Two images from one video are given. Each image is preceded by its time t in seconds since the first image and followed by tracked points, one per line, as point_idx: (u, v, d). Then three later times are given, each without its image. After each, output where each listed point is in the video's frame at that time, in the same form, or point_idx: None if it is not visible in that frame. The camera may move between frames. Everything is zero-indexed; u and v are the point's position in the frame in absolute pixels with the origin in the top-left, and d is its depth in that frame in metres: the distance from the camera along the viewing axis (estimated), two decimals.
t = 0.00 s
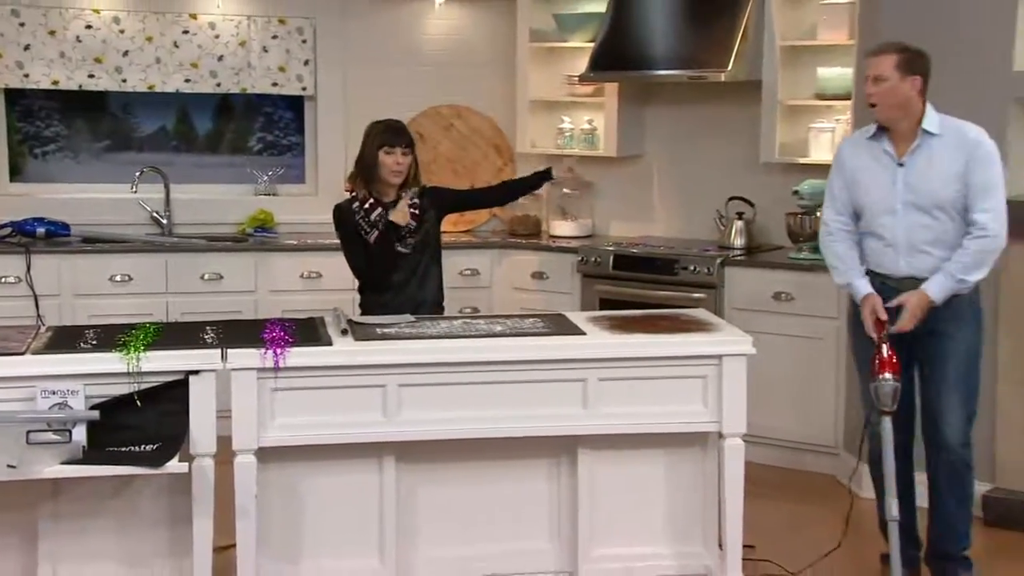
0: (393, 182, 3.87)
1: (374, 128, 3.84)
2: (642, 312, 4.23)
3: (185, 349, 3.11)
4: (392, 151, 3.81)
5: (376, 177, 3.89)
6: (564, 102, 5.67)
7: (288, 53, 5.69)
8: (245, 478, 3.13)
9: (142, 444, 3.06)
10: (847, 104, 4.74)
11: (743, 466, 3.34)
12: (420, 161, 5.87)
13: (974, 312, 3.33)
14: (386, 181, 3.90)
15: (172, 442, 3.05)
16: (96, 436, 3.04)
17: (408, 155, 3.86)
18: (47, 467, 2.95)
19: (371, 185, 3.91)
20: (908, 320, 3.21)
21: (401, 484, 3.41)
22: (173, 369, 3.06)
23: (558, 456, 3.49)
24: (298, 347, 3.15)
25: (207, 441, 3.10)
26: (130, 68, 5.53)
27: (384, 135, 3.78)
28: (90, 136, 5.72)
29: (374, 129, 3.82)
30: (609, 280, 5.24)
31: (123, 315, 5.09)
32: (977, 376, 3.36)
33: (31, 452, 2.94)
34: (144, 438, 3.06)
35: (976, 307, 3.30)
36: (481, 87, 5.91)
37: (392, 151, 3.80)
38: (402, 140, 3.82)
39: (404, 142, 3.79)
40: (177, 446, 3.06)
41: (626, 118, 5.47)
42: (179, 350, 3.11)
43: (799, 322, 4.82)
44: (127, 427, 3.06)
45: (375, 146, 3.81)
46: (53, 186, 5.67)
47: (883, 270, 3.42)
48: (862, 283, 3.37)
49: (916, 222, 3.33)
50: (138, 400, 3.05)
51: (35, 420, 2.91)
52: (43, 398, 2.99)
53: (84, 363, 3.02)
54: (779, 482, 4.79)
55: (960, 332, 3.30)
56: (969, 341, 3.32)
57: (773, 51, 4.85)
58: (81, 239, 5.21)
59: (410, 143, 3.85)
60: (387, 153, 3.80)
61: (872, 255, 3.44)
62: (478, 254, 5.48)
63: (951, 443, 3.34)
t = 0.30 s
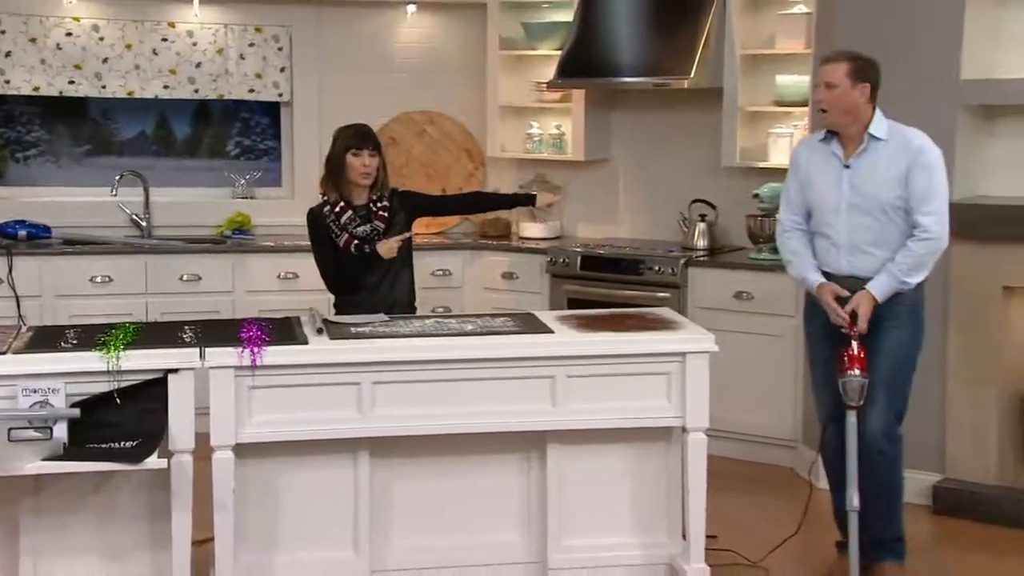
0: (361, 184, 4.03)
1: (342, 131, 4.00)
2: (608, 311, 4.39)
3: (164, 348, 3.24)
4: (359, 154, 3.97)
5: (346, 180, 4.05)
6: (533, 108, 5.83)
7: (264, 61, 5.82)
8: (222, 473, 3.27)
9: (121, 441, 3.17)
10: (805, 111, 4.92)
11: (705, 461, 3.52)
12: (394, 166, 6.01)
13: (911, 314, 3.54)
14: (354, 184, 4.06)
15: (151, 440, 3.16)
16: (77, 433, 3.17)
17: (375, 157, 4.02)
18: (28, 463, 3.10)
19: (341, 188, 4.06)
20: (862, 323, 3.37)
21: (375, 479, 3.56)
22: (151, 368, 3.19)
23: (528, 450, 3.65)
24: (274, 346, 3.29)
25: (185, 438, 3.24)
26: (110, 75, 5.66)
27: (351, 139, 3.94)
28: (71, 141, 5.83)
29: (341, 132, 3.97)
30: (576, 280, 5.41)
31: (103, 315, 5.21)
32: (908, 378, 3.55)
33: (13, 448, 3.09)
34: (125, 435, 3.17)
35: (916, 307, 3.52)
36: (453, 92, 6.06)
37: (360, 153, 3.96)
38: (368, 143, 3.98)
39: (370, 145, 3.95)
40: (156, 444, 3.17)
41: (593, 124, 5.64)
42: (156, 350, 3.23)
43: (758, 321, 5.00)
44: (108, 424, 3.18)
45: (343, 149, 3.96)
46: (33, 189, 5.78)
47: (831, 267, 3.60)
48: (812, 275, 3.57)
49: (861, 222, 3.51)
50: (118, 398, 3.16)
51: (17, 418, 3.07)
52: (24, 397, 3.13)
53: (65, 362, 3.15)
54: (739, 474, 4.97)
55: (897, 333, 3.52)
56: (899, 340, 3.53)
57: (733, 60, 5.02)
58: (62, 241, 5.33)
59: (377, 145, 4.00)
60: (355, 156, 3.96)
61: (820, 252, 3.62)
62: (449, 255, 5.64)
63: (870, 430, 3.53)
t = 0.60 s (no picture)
0: (335, 188, 4.17)
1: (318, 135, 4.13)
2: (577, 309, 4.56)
3: (145, 347, 3.37)
4: (334, 159, 4.10)
5: (320, 182, 4.19)
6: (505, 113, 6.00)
7: (243, 67, 5.95)
8: (202, 468, 3.40)
9: (103, 436, 3.31)
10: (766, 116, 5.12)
11: (672, 453, 3.69)
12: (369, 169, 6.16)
13: (871, 315, 3.70)
14: (329, 188, 4.20)
15: (133, 434, 3.31)
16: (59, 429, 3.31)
17: (350, 162, 4.16)
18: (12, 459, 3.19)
19: (316, 190, 4.20)
20: (834, 318, 3.45)
21: (352, 474, 3.72)
22: (132, 366, 3.33)
23: (500, 445, 3.81)
24: (253, 344, 3.44)
25: (166, 434, 3.37)
26: (93, 80, 5.78)
27: (327, 144, 4.07)
28: (54, 145, 5.94)
29: (318, 137, 4.11)
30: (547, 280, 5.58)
31: (85, 315, 5.33)
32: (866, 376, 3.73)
33: None
34: (106, 431, 3.31)
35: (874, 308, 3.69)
36: (426, 97, 6.22)
37: (334, 159, 4.10)
38: (343, 149, 4.11)
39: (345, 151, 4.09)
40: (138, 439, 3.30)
41: (563, 128, 5.80)
42: (136, 347, 3.37)
43: (722, 318, 5.19)
44: (89, 420, 3.32)
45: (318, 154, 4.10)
46: (16, 192, 5.88)
47: (801, 267, 3.69)
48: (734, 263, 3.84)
49: (830, 223, 3.61)
50: (100, 395, 3.30)
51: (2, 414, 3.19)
52: (7, 394, 3.25)
53: (48, 360, 3.28)
54: (704, 466, 5.16)
55: (853, 331, 3.69)
56: (859, 342, 3.70)
57: (698, 67, 5.19)
58: (45, 242, 5.44)
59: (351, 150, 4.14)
60: (329, 161, 4.09)
61: (790, 252, 3.72)
62: (423, 256, 5.79)
63: (832, 429, 3.73)
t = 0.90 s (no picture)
0: (312, 189, 4.31)
1: (295, 139, 4.27)
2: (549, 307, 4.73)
3: (127, 345, 3.50)
4: (310, 161, 4.24)
5: (298, 185, 4.32)
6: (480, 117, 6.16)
7: (224, 72, 6.11)
8: (184, 461, 3.52)
9: (87, 432, 3.45)
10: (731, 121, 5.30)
11: (641, 445, 3.84)
12: (347, 171, 6.30)
13: (836, 314, 3.89)
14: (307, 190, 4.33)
15: (116, 430, 3.46)
16: (44, 424, 3.44)
17: (326, 163, 4.30)
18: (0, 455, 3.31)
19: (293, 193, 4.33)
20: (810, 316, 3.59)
21: (330, 468, 3.87)
22: (116, 364, 3.46)
23: (475, 439, 3.98)
24: (235, 342, 3.58)
25: (149, 430, 3.50)
26: (77, 85, 5.91)
27: (303, 147, 4.21)
28: (39, 148, 6.05)
29: (295, 140, 4.25)
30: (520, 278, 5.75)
31: (70, 314, 5.45)
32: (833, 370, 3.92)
33: None
34: (91, 426, 3.45)
35: (839, 307, 3.87)
36: (402, 101, 6.38)
37: (311, 160, 4.24)
38: (320, 151, 4.25)
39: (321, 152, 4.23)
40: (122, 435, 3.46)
41: (536, 132, 5.98)
42: (119, 346, 3.50)
43: (689, 315, 5.37)
44: (74, 416, 3.45)
45: (295, 156, 4.23)
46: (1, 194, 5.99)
47: (775, 265, 3.84)
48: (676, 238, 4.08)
49: (807, 224, 3.77)
50: (84, 392, 3.44)
51: None
52: None
53: (33, 359, 3.40)
54: (672, 459, 5.33)
55: (816, 329, 3.87)
56: (828, 340, 3.89)
57: (666, 73, 5.38)
58: (31, 243, 5.56)
59: (328, 152, 4.28)
60: (306, 162, 4.23)
61: (764, 251, 3.87)
62: (400, 256, 5.95)
63: (803, 422, 3.94)
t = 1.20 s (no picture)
0: (296, 180, 4.45)
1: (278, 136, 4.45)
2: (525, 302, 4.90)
3: (114, 340, 3.63)
4: (292, 152, 4.40)
5: (283, 179, 4.48)
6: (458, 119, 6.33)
7: (209, 76, 6.26)
8: (172, 454, 3.67)
9: (76, 426, 3.57)
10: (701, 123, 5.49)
11: (615, 437, 4.03)
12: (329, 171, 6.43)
13: (804, 312, 4.05)
14: (292, 183, 4.48)
15: (105, 423, 3.57)
16: (34, 418, 3.56)
17: (308, 155, 4.45)
18: None
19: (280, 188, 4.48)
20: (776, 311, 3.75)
21: (315, 459, 4.03)
22: (102, 359, 3.59)
23: (454, 431, 4.14)
24: (221, 337, 3.72)
25: (137, 423, 3.65)
26: (66, 89, 6.04)
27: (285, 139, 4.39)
28: (29, 149, 6.18)
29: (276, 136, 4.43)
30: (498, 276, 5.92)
31: (59, 311, 5.59)
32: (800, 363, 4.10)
33: None
34: (80, 420, 3.57)
35: (806, 306, 4.03)
36: (383, 104, 6.55)
37: (292, 151, 4.40)
38: (301, 143, 4.42)
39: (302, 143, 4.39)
40: (111, 428, 3.58)
41: (513, 134, 6.15)
42: (107, 342, 3.64)
43: (661, 310, 5.54)
44: (63, 410, 3.58)
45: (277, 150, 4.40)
46: None
47: (747, 261, 4.02)
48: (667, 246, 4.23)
49: (779, 224, 3.95)
50: (73, 387, 3.58)
51: None
52: None
53: (23, 354, 3.53)
54: (644, 449, 5.52)
55: (782, 323, 4.05)
56: (795, 336, 4.06)
57: (639, 77, 5.56)
58: (20, 242, 5.69)
59: (309, 145, 4.45)
60: (287, 152, 4.39)
61: (737, 248, 4.05)
62: (381, 254, 6.11)
63: (771, 414, 4.11)
